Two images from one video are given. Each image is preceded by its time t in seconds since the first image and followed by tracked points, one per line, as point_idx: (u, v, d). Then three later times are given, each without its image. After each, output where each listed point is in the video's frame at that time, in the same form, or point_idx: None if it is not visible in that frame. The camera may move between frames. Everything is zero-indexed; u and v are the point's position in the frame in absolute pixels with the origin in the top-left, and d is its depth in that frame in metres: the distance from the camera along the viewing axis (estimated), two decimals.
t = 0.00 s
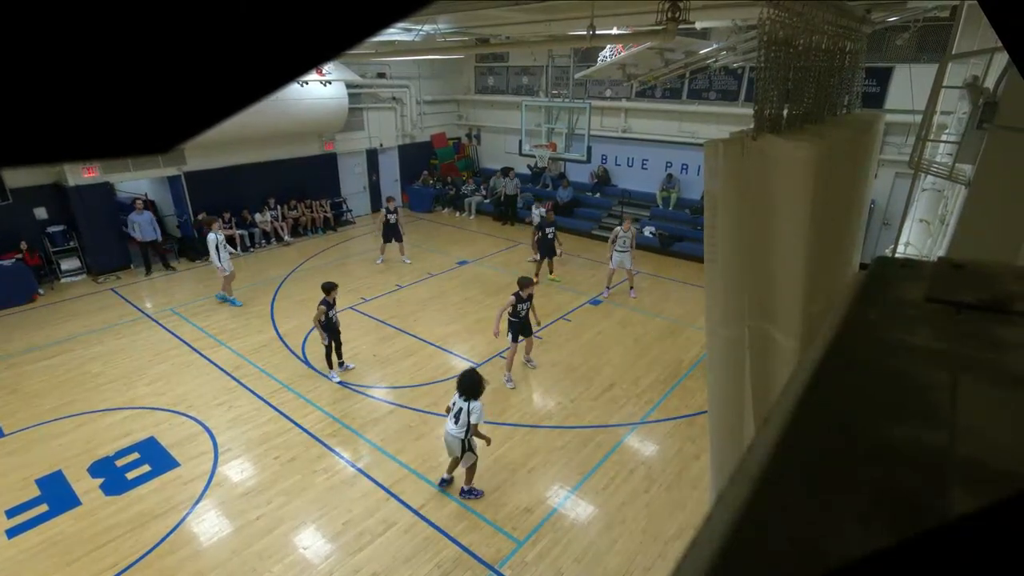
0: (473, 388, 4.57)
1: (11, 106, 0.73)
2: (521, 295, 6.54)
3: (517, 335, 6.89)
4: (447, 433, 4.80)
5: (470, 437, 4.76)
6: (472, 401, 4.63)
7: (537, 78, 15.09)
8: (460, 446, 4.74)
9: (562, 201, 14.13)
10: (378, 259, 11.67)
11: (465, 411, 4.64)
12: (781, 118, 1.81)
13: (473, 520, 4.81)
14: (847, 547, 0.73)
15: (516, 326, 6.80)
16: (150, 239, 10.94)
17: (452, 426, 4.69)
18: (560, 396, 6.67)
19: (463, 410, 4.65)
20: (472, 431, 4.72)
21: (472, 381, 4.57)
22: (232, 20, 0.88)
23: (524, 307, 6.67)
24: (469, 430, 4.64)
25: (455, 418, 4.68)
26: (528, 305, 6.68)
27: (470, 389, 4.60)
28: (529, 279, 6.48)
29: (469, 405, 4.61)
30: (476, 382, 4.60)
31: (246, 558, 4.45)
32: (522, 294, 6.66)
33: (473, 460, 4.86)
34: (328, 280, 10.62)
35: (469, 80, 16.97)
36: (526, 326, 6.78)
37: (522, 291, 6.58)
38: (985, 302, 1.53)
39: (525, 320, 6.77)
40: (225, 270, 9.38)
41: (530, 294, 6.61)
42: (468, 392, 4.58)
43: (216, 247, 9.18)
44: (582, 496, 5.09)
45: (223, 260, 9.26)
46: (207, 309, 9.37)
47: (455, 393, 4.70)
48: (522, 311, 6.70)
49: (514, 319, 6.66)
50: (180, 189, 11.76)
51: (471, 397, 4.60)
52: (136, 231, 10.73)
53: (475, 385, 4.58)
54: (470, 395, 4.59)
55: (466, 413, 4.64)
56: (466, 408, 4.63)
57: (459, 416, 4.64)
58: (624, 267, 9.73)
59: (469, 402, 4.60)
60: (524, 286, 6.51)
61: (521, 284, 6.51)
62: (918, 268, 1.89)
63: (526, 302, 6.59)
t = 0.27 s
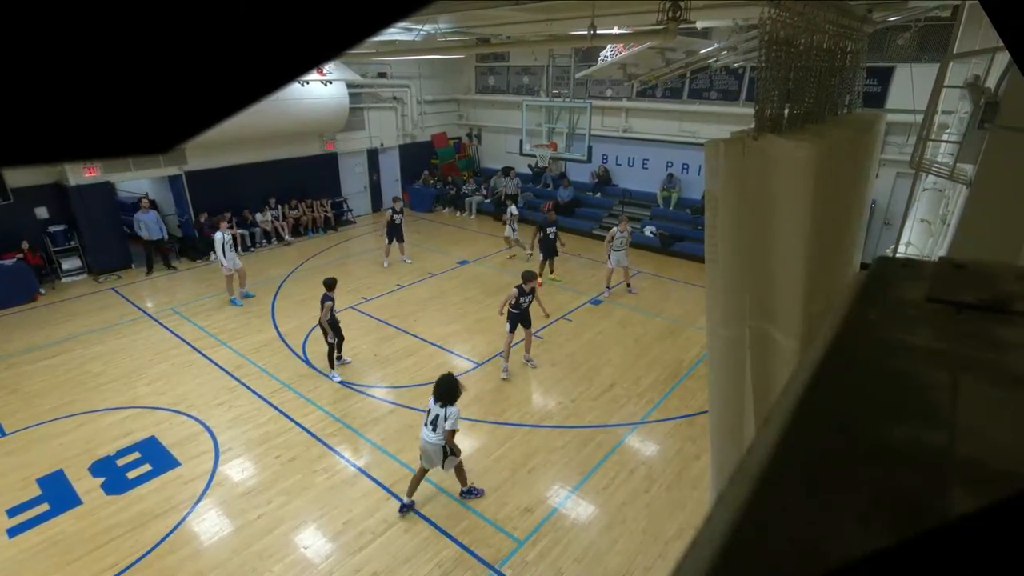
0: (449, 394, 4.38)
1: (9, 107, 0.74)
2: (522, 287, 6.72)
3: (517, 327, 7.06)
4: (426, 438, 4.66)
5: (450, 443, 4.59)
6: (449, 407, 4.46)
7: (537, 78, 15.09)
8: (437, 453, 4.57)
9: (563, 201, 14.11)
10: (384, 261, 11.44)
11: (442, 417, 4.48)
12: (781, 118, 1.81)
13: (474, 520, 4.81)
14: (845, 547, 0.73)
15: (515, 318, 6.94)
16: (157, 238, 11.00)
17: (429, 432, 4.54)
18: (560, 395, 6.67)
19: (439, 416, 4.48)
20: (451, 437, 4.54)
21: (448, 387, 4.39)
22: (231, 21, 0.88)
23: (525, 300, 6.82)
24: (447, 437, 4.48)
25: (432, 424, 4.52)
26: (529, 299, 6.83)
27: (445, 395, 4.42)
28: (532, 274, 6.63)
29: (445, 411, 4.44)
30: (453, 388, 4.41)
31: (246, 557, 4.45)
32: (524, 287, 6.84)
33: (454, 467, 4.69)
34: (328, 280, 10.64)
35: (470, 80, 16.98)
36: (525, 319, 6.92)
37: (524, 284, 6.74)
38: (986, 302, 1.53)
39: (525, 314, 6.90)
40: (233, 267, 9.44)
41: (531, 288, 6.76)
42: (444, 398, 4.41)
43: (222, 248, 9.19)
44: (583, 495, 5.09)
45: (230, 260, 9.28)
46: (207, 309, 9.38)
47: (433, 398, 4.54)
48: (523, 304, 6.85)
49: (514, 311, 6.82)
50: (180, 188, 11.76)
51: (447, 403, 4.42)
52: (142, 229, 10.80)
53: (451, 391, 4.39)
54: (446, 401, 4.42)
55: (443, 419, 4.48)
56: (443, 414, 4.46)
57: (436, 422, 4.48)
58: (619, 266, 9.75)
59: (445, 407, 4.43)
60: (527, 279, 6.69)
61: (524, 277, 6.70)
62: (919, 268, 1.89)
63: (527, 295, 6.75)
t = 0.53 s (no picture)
0: (428, 394, 4.36)
1: (10, 106, 0.74)
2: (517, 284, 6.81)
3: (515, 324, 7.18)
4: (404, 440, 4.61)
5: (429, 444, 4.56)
6: (428, 407, 4.43)
7: (538, 78, 15.10)
8: (417, 454, 4.53)
9: (564, 200, 14.10)
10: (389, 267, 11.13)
11: (421, 417, 4.44)
12: (782, 119, 1.80)
13: (474, 519, 4.81)
14: (846, 548, 0.73)
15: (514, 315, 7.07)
16: (160, 238, 11.04)
17: (408, 433, 4.49)
18: (561, 395, 6.67)
19: (419, 416, 4.44)
20: (431, 438, 4.51)
21: (427, 387, 4.37)
22: (230, 21, 0.88)
23: (520, 297, 6.92)
24: (427, 437, 4.44)
25: (411, 425, 4.48)
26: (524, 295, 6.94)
27: (423, 394, 4.39)
28: (525, 272, 6.67)
29: (423, 410, 4.41)
30: (432, 387, 4.40)
31: (247, 556, 4.46)
32: (519, 284, 6.90)
33: (433, 469, 4.66)
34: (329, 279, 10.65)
35: (471, 80, 16.99)
36: (523, 315, 7.04)
37: (519, 281, 6.83)
38: (987, 302, 1.53)
39: (522, 310, 7.01)
40: (241, 266, 9.45)
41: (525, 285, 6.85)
42: (423, 398, 4.37)
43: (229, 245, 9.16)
44: (584, 495, 5.09)
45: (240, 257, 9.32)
46: (208, 308, 9.39)
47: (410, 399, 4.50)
48: (518, 301, 6.96)
49: (511, 308, 6.95)
50: (182, 187, 11.77)
51: (426, 403, 4.39)
52: (145, 229, 10.84)
53: (430, 391, 4.37)
54: (425, 401, 4.38)
55: (423, 420, 4.43)
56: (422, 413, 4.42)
57: (415, 422, 4.44)
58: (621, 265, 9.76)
59: (425, 407, 4.39)
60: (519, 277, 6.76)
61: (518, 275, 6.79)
62: (921, 268, 1.89)
63: (523, 292, 6.84)
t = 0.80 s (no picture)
0: (421, 393, 4.37)
1: (9, 105, 0.74)
2: (509, 285, 6.79)
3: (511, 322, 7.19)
4: (397, 442, 4.58)
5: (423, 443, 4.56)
6: (421, 407, 4.43)
7: (540, 77, 15.09)
8: (411, 454, 4.52)
9: (565, 200, 14.10)
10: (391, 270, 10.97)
11: (415, 417, 4.44)
12: (784, 118, 1.80)
13: (475, 518, 4.81)
14: (846, 549, 0.72)
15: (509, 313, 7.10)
16: (160, 237, 11.03)
17: (403, 433, 4.47)
18: (562, 395, 6.67)
19: (413, 416, 4.44)
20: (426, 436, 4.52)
21: (421, 387, 4.38)
22: (230, 21, 0.87)
23: (514, 297, 6.92)
24: (422, 436, 4.44)
25: (405, 425, 4.47)
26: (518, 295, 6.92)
27: (417, 394, 4.39)
28: (518, 273, 6.65)
29: (418, 410, 4.41)
30: (426, 386, 4.42)
31: (248, 555, 4.47)
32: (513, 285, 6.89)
33: (426, 469, 4.65)
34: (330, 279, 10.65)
35: (472, 79, 16.99)
36: (517, 314, 7.06)
37: (511, 283, 6.83)
38: (989, 302, 1.52)
39: (517, 309, 7.00)
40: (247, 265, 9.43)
41: (518, 286, 6.82)
42: (419, 399, 4.38)
43: (235, 243, 9.16)
44: (584, 495, 5.09)
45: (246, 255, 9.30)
46: (209, 307, 9.40)
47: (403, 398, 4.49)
48: (512, 301, 6.96)
49: (504, 309, 6.95)
50: (183, 186, 11.79)
51: (421, 402, 4.40)
52: (146, 228, 10.86)
53: (424, 391, 4.38)
54: (419, 401, 4.39)
55: (418, 419, 4.43)
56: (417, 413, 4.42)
57: (410, 422, 4.44)
58: (622, 265, 9.76)
59: (419, 406, 4.39)
60: (512, 279, 6.73)
61: (510, 276, 6.76)
62: (924, 268, 1.88)
63: (515, 292, 6.84)
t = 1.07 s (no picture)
0: (426, 391, 4.35)
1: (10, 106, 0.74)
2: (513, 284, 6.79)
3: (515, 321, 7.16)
4: (404, 441, 4.60)
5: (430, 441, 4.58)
6: (426, 405, 4.43)
7: (541, 76, 15.07)
8: (419, 453, 4.54)
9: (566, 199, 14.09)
10: (384, 272, 10.85)
11: (420, 416, 4.44)
12: (785, 118, 1.79)
13: (476, 518, 4.81)
14: (847, 549, 0.72)
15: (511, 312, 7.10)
16: (161, 236, 11.03)
17: (409, 433, 4.49)
18: (562, 395, 6.66)
19: (419, 416, 4.45)
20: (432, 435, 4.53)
21: (426, 385, 4.36)
22: (231, 21, 0.87)
23: (517, 296, 6.90)
24: (428, 435, 4.45)
25: (411, 425, 4.48)
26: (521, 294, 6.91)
27: (422, 393, 4.38)
28: (520, 271, 6.64)
29: (423, 409, 4.41)
30: (430, 384, 4.39)
31: (249, 554, 4.47)
32: (516, 283, 6.90)
33: (435, 465, 4.67)
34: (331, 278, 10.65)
35: (473, 78, 16.98)
36: (520, 313, 7.03)
37: (515, 281, 6.82)
38: (990, 302, 1.52)
39: (519, 308, 6.97)
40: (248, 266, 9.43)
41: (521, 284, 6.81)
42: (424, 398, 4.38)
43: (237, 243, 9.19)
44: (585, 494, 5.09)
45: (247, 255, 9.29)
46: (210, 307, 9.41)
47: (409, 399, 4.48)
48: (515, 299, 6.95)
49: (507, 308, 6.95)
50: (184, 186, 11.82)
51: (426, 401, 4.39)
52: (147, 227, 10.86)
53: (430, 389, 4.36)
54: (424, 400, 4.38)
55: (424, 418, 4.44)
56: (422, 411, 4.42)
57: (416, 422, 4.44)
58: (624, 265, 9.74)
59: (423, 405, 4.39)
60: (516, 277, 6.74)
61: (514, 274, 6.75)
62: (926, 268, 1.87)
63: (519, 291, 6.83)
